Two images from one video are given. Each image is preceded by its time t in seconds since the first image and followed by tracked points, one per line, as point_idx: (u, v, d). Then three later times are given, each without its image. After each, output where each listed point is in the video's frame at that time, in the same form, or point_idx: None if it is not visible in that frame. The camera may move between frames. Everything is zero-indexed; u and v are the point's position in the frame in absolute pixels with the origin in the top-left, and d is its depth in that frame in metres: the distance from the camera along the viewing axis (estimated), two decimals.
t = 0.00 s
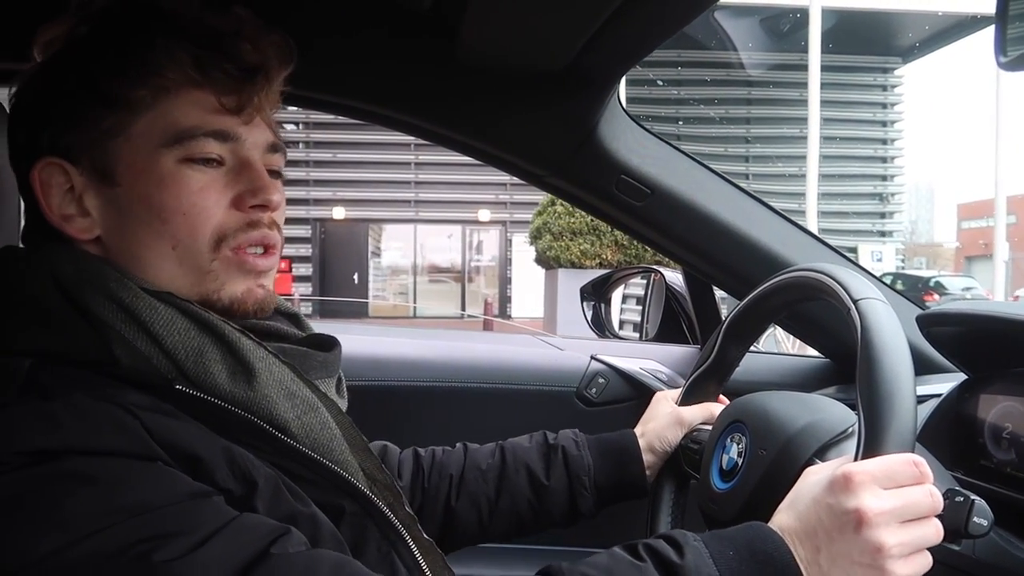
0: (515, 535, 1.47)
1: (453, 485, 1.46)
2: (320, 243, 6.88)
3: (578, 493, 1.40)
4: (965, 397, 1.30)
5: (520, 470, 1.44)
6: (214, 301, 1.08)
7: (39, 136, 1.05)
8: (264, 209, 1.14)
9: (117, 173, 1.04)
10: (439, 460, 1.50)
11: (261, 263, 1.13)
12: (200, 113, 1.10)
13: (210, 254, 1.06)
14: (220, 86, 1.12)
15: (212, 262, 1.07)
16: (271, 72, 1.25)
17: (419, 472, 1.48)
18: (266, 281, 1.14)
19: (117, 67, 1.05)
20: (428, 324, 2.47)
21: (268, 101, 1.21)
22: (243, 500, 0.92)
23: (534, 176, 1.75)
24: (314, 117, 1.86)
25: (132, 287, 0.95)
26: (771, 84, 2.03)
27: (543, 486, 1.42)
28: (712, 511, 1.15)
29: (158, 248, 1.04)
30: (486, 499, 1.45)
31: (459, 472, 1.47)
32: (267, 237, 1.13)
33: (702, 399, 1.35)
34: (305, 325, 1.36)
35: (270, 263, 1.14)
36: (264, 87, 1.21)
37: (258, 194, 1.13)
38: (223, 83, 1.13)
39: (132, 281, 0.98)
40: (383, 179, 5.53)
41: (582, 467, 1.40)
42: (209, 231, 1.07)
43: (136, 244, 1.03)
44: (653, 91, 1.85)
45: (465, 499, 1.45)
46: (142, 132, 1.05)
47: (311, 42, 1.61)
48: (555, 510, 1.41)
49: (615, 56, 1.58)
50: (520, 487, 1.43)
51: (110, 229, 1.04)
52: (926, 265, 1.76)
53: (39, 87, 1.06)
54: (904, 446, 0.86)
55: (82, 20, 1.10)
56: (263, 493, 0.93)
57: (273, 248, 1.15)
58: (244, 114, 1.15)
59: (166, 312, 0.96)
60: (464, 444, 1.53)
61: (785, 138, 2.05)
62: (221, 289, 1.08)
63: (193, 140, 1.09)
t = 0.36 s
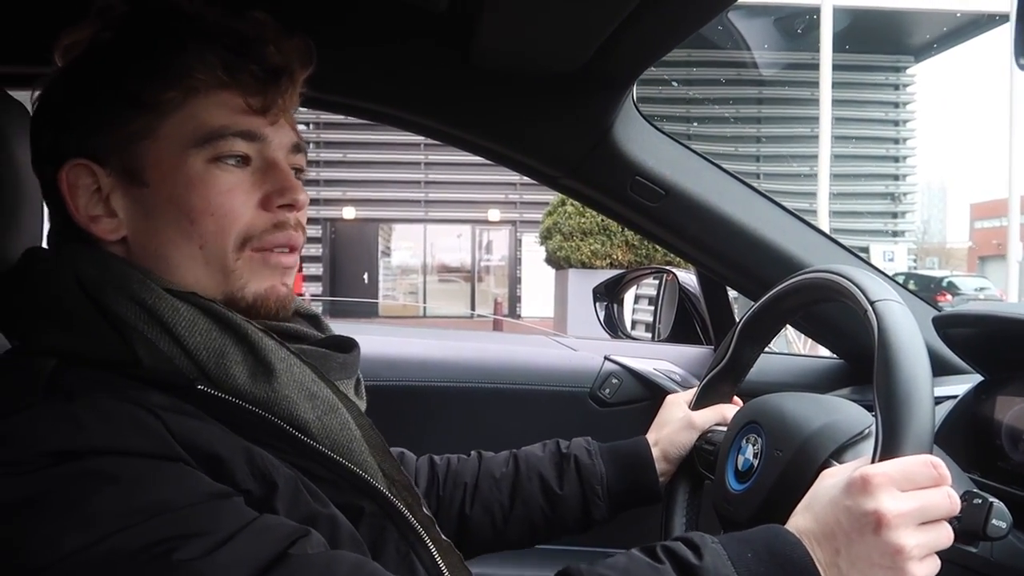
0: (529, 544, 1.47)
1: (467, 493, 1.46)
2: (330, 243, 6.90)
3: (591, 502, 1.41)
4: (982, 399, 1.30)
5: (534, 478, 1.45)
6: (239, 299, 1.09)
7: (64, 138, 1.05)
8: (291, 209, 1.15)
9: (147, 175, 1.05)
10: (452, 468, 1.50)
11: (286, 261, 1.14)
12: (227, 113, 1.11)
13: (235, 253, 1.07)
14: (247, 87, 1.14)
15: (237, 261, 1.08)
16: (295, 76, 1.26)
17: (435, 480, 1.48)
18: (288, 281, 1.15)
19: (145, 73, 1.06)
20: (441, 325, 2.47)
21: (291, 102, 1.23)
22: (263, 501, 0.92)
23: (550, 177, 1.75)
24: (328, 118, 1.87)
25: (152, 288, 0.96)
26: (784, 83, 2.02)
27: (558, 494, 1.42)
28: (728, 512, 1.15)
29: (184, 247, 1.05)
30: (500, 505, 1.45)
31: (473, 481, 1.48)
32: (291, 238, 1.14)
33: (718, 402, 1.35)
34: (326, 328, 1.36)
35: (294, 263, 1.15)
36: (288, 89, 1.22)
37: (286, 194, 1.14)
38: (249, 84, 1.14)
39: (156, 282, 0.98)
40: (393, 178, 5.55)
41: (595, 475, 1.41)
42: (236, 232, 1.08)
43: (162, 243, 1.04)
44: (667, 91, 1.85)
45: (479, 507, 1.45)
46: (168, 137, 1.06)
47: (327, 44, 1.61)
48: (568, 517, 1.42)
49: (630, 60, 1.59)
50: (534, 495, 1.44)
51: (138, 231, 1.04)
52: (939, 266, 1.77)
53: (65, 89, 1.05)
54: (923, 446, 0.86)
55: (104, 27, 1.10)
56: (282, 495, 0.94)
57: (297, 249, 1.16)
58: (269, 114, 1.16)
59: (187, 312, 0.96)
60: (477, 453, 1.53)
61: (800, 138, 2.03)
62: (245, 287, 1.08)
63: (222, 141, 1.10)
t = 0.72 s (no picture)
0: (531, 538, 1.47)
1: (471, 487, 1.46)
2: (334, 242, 6.91)
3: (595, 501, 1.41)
4: (986, 396, 1.29)
5: (538, 475, 1.45)
6: (253, 303, 1.09)
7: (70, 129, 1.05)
8: (308, 218, 1.15)
9: (172, 174, 1.04)
10: (456, 461, 1.50)
11: (297, 267, 1.14)
12: (253, 120, 1.11)
13: (255, 257, 1.07)
14: (274, 96, 1.14)
15: (255, 265, 1.07)
16: (314, 87, 1.26)
17: (438, 470, 1.48)
18: (298, 285, 1.15)
19: (160, 73, 1.06)
20: (445, 323, 2.48)
21: (309, 113, 1.23)
22: (258, 497, 0.92)
23: (550, 175, 1.74)
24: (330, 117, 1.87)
25: (149, 286, 0.95)
26: (787, 81, 2.00)
27: (561, 492, 1.42)
28: (729, 509, 1.15)
29: (203, 248, 1.04)
30: (503, 500, 1.45)
31: (476, 475, 1.48)
32: (305, 245, 1.14)
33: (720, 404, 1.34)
34: (321, 325, 1.36)
35: (303, 270, 1.16)
36: (307, 99, 1.23)
37: (304, 203, 1.14)
38: (273, 93, 1.14)
39: (152, 279, 0.98)
40: (398, 178, 5.55)
41: (600, 474, 1.40)
42: (257, 237, 1.07)
43: (181, 241, 1.04)
44: (669, 89, 1.85)
45: (482, 502, 1.45)
46: (198, 138, 1.06)
47: (328, 43, 1.62)
48: (571, 515, 1.42)
49: (631, 58, 1.59)
50: (538, 491, 1.44)
51: (155, 229, 1.04)
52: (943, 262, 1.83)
53: (80, 81, 1.06)
54: (924, 442, 0.86)
55: (124, 22, 1.10)
56: (278, 491, 0.94)
57: (307, 256, 1.16)
58: (291, 124, 1.16)
59: (183, 311, 0.96)
60: (481, 445, 1.53)
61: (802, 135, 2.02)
62: (260, 292, 1.08)
63: (249, 146, 1.10)
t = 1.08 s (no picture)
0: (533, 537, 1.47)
1: (472, 487, 1.46)
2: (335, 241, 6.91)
3: (594, 494, 1.42)
4: (987, 395, 1.29)
5: (538, 472, 1.45)
6: (279, 298, 1.10)
7: (71, 126, 1.02)
8: (325, 215, 1.18)
9: (204, 168, 1.05)
10: (456, 462, 1.50)
11: (314, 260, 1.17)
12: (277, 119, 1.13)
13: (285, 251, 1.10)
14: (291, 95, 1.17)
15: (285, 260, 1.10)
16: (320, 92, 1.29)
17: (439, 473, 1.48)
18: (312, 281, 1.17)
19: (167, 78, 1.05)
20: (446, 322, 2.48)
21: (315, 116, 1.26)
22: (264, 498, 0.92)
23: (551, 174, 1.75)
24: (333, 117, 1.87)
25: (155, 283, 0.95)
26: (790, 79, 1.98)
27: (561, 488, 1.43)
28: (730, 508, 1.15)
29: (236, 244, 1.06)
30: (504, 499, 1.45)
31: (477, 475, 1.48)
32: (321, 240, 1.18)
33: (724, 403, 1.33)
34: (326, 325, 1.36)
35: (319, 263, 1.19)
36: (315, 102, 1.26)
37: (323, 199, 1.17)
38: (290, 94, 1.17)
39: (158, 276, 0.98)
40: (398, 176, 5.55)
41: (599, 469, 1.41)
42: (285, 232, 1.10)
43: (213, 237, 1.05)
44: (670, 88, 1.85)
45: (484, 502, 1.45)
46: (230, 136, 1.08)
47: (330, 42, 1.62)
48: (572, 511, 1.42)
49: (634, 56, 1.58)
50: (538, 489, 1.44)
51: (185, 229, 1.04)
52: (944, 262, 1.77)
53: (79, 72, 1.04)
54: (924, 440, 0.86)
55: (129, 22, 1.09)
56: (283, 491, 0.94)
57: (321, 251, 1.20)
58: (305, 124, 1.19)
59: (190, 308, 0.96)
60: (480, 447, 1.53)
61: (803, 135, 2.03)
62: (286, 286, 1.11)
63: (276, 145, 1.12)
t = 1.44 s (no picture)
0: (532, 539, 1.47)
1: (470, 489, 1.46)
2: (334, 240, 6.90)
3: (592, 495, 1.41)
4: (985, 394, 1.29)
5: (535, 473, 1.45)
6: (282, 295, 1.10)
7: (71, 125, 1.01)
8: (325, 211, 1.18)
9: (207, 168, 1.05)
10: (455, 464, 1.50)
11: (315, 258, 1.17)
12: (278, 117, 1.13)
13: (287, 248, 1.10)
14: (291, 93, 1.17)
15: (287, 257, 1.10)
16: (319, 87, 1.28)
17: (438, 474, 1.49)
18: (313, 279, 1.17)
19: (168, 79, 1.05)
20: (445, 321, 2.47)
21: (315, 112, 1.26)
22: (264, 498, 0.92)
23: (551, 173, 1.75)
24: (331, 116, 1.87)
25: (157, 283, 0.95)
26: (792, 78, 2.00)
27: (559, 489, 1.42)
28: (729, 508, 1.15)
29: (240, 243, 1.06)
30: (502, 500, 1.45)
31: (475, 477, 1.48)
32: (323, 237, 1.18)
33: (723, 401, 1.33)
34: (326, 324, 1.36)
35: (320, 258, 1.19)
36: (314, 99, 1.25)
37: (323, 196, 1.17)
38: (291, 91, 1.17)
39: (159, 275, 0.98)
40: (397, 175, 5.55)
41: (596, 469, 1.41)
42: (287, 229, 1.10)
43: (217, 237, 1.05)
44: (670, 88, 1.85)
45: (482, 504, 1.45)
46: (233, 134, 1.08)
47: (329, 41, 1.62)
48: (570, 512, 1.42)
49: (634, 55, 1.58)
50: (536, 490, 1.44)
51: (189, 228, 1.04)
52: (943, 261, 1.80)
53: (78, 71, 1.03)
54: (923, 439, 0.86)
55: (124, 22, 1.09)
56: (284, 490, 0.94)
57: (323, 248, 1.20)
58: (305, 121, 1.19)
59: (191, 307, 0.96)
60: (479, 449, 1.53)
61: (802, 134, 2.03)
62: (289, 284, 1.10)
63: (278, 142, 1.12)
